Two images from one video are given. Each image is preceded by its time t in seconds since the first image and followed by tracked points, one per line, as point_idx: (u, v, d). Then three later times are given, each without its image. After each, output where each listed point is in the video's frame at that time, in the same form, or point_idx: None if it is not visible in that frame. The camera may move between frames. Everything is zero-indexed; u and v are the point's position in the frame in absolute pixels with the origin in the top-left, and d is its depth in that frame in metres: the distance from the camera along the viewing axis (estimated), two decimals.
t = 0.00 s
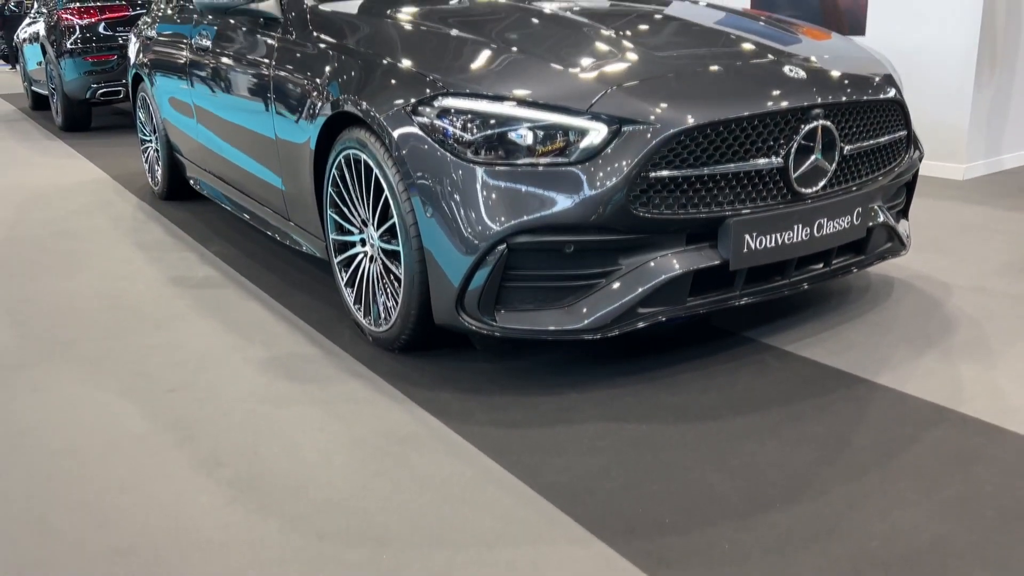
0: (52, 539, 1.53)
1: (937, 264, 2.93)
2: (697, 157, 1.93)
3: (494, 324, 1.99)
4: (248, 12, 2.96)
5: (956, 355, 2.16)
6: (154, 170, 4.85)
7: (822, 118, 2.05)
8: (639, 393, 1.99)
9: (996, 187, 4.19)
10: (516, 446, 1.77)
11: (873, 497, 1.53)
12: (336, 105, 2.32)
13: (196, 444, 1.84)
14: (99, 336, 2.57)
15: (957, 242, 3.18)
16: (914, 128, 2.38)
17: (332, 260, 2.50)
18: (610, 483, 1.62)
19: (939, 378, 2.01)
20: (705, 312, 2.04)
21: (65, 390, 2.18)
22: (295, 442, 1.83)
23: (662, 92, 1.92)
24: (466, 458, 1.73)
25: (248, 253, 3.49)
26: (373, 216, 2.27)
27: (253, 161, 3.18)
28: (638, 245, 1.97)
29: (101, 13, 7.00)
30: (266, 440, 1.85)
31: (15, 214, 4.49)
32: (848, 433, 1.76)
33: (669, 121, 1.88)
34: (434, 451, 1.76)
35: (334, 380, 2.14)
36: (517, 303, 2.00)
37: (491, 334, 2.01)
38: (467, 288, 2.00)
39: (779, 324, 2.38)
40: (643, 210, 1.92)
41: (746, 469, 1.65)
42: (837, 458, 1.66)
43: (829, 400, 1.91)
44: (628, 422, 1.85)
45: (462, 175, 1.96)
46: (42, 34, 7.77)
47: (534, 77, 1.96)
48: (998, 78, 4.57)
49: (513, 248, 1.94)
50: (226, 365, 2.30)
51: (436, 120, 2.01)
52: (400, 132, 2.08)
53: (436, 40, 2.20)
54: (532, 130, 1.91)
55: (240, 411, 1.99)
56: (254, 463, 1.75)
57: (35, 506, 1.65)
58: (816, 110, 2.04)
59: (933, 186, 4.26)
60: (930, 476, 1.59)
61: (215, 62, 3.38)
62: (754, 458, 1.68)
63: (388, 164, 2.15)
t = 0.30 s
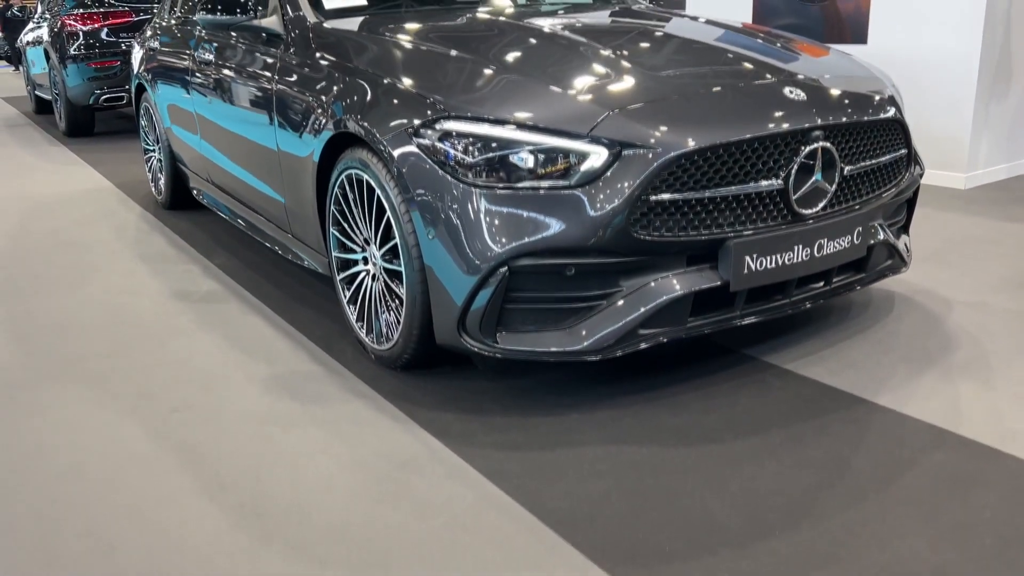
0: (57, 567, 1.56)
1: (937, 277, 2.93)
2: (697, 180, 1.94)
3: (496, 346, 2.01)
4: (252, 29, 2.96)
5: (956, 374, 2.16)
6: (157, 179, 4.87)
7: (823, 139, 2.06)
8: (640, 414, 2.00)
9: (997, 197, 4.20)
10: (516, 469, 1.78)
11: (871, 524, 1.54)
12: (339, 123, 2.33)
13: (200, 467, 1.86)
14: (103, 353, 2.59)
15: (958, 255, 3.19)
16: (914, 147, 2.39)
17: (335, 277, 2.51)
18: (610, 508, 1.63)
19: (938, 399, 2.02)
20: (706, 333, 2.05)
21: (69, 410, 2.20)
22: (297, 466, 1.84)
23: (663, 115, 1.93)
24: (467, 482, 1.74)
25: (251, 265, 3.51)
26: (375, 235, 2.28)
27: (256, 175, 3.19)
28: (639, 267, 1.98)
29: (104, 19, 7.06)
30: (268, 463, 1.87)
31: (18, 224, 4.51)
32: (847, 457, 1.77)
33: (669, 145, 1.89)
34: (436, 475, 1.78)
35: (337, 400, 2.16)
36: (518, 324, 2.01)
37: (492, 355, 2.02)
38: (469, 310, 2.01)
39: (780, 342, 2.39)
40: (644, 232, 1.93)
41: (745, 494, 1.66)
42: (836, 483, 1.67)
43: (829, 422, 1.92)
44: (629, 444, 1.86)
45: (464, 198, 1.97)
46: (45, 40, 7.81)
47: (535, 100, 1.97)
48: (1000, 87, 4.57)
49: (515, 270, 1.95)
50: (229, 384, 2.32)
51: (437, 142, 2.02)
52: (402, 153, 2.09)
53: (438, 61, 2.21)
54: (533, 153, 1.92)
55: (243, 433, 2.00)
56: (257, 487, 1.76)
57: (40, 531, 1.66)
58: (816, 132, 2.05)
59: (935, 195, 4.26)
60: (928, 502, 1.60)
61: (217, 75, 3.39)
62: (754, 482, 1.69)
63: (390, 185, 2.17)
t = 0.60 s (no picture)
0: None
1: (937, 291, 2.94)
2: (697, 203, 1.96)
3: (497, 367, 2.03)
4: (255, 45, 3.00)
5: (954, 393, 2.18)
6: (160, 188, 4.89)
7: (822, 161, 2.07)
8: (640, 435, 2.02)
9: (997, 206, 4.21)
10: (518, 493, 1.81)
11: (869, 551, 1.56)
12: (342, 142, 2.35)
13: (205, 490, 1.88)
14: (108, 369, 2.62)
15: (958, 267, 3.20)
16: (913, 165, 2.40)
17: (339, 294, 2.53)
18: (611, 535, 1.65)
19: (936, 419, 2.04)
20: (705, 353, 2.07)
21: (74, 428, 2.23)
22: (301, 489, 1.87)
23: (663, 138, 1.95)
24: (469, 506, 1.76)
25: (254, 278, 3.53)
26: (377, 255, 2.30)
27: (259, 189, 3.21)
28: (639, 288, 1.99)
29: (107, 25, 7.10)
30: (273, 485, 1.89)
31: (22, 234, 4.54)
32: (845, 480, 1.79)
33: (669, 169, 1.90)
34: (438, 500, 1.80)
35: (340, 420, 2.18)
36: (520, 346, 2.03)
37: (494, 376, 2.04)
38: (471, 331, 2.03)
39: (780, 359, 2.40)
40: (643, 255, 1.94)
41: (745, 519, 1.68)
42: (835, 508, 1.69)
43: (828, 444, 1.94)
44: (629, 467, 1.88)
45: (465, 221, 1.98)
46: (48, 44, 7.84)
47: (535, 124, 1.99)
48: (1001, 96, 4.58)
49: (516, 293, 1.97)
50: (233, 402, 2.34)
51: (439, 165, 2.04)
52: (404, 175, 2.11)
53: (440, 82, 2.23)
54: (534, 177, 1.94)
55: (248, 455, 2.03)
56: (261, 511, 1.79)
57: (48, 556, 1.69)
58: (816, 154, 2.06)
59: (935, 204, 4.27)
60: (925, 528, 1.62)
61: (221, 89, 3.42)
62: (753, 507, 1.71)
63: (392, 206, 2.18)
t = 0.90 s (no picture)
0: None
1: (937, 304, 2.96)
2: (696, 225, 1.97)
3: (499, 387, 2.05)
4: (260, 59, 3.05)
5: (953, 411, 2.20)
6: (163, 197, 4.91)
7: (820, 182, 2.09)
8: (641, 454, 2.04)
9: (998, 215, 4.22)
10: (520, 515, 1.83)
11: None
12: (345, 160, 2.37)
13: (212, 512, 1.91)
14: (114, 386, 2.65)
15: (957, 279, 3.22)
16: (912, 183, 2.41)
17: (342, 310, 2.55)
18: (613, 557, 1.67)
19: (935, 438, 2.06)
20: (705, 372, 2.09)
21: (81, 449, 2.26)
22: (306, 511, 1.89)
23: (662, 160, 1.97)
24: (472, 529, 1.79)
25: (257, 289, 3.55)
26: (380, 273, 2.32)
27: (262, 202, 3.23)
28: (639, 308, 2.01)
29: (109, 30, 7.12)
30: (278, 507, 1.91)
31: (28, 244, 4.58)
32: (844, 502, 1.81)
33: (668, 191, 1.92)
34: (441, 522, 1.82)
35: (343, 439, 2.20)
36: (521, 366, 2.05)
37: (495, 396, 2.07)
38: (472, 351, 2.05)
39: (779, 374, 2.42)
40: (644, 276, 1.96)
41: (744, 542, 1.70)
42: (834, 531, 1.71)
43: (827, 464, 1.96)
44: (630, 487, 1.90)
45: (467, 242, 2.00)
46: (51, 49, 7.87)
47: (536, 145, 2.01)
48: (1002, 105, 4.59)
49: (517, 314, 1.99)
50: (238, 420, 2.37)
51: (441, 187, 2.06)
52: (407, 196, 2.13)
53: (442, 102, 2.26)
54: (535, 199, 1.96)
55: (253, 476, 2.05)
56: (267, 534, 1.81)
57: None
58: (814, 174, 2.08)
59: (935, 213, 4.29)
60: (923, 551, 1.64)
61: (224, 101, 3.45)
62: (753, 530, 1.73)
63: (394, 225, 2.20)
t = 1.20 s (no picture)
0: None
1: (937, 313, 2.98)
2: (698, 242, 1.99)
3: (503, 402, 2.07)
4: (264, 72, 3.08)
5: (952, 423, 2.22)
6: (167, 203, 4.94)
7: (821, 199, 2.11)
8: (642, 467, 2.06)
9: (998, 222, 4.24)
10: (524, 529, 1.85)
11: None
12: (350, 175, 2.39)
13: (219, 526, 1.94)
14: (120, 396, 2.68)
15: (957, 288, 3.23)
16: (912, 197, 2.44)
17: (346, 322, 2.58)
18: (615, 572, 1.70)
19: (935, 452, 2.07)
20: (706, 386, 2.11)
21: (89, 462, 2.29)
22: (312, 524, 1.92)
23: (664, 178, 1.99)
24: (476, 543, 1.81)
25: (261, 298, 3.58)
26: (384, 287, 2.34)
27: (266, 212, 3.26)
28: (642, 324, 2.03)
29: (113, 34, 7.13)
30: (285, 520, 1.94)
31: (33, 250, 4.61)
32: (843, 516, 1.83)
33: (670, 209, 1.94)
34: (445, 536, 1.84)
35: (348, 451, 2.23)
36: (524, 381, 2.08)
37: (499, 410, 2.09)
38: (476, 366, 2.07)
39: (780, 386, 2.44)
40: (646, 292, 1.98)
41: (745, 557, 1.72)
42: (833, 546, 1.73)
43: (827, 478, 1.98)
44: (632, 501, 1.92)
45: (472, 259, 2.02)
46: (54, 52, 7.89)
47: (539, 163, 2.04)
48: (1003, 111, 4.61)
49: (521, 330, 2.01)
50: (244, 432, 2.39)
51: (445, 203, 2.08)
52: (411, 212, 2.15)
53: (446, 118, 2.28)
54: (538, 217, 1.98)
55: (260, 488, 2.08)
56: (274, 547, 1.84)
57: None
58: (815, 192, 2.10)
59: (936, 219, 4.31)
60: (922, 566, 1.66)
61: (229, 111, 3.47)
62: (753, 545, 1.75)
63: (400, 241, 2.23)
